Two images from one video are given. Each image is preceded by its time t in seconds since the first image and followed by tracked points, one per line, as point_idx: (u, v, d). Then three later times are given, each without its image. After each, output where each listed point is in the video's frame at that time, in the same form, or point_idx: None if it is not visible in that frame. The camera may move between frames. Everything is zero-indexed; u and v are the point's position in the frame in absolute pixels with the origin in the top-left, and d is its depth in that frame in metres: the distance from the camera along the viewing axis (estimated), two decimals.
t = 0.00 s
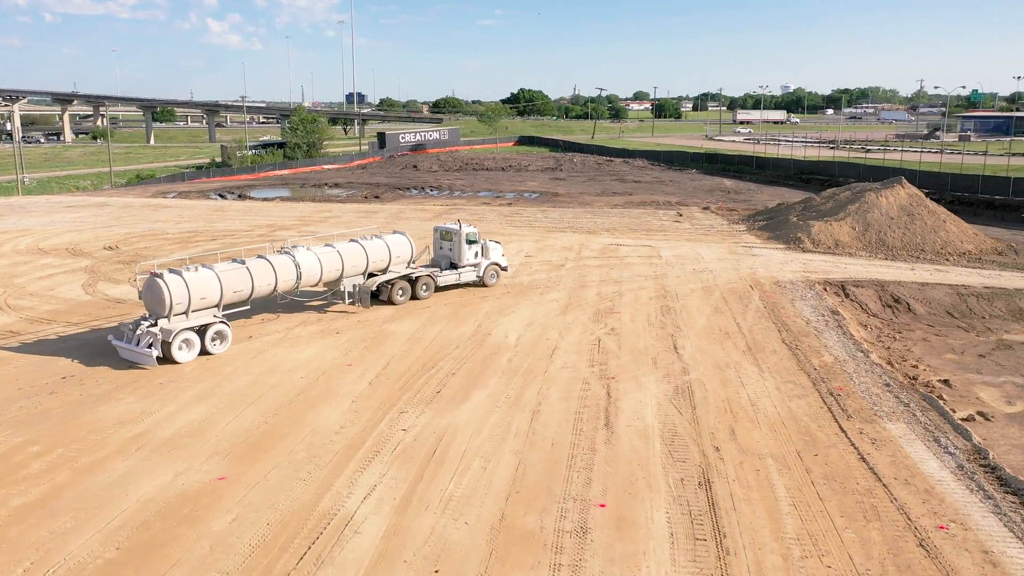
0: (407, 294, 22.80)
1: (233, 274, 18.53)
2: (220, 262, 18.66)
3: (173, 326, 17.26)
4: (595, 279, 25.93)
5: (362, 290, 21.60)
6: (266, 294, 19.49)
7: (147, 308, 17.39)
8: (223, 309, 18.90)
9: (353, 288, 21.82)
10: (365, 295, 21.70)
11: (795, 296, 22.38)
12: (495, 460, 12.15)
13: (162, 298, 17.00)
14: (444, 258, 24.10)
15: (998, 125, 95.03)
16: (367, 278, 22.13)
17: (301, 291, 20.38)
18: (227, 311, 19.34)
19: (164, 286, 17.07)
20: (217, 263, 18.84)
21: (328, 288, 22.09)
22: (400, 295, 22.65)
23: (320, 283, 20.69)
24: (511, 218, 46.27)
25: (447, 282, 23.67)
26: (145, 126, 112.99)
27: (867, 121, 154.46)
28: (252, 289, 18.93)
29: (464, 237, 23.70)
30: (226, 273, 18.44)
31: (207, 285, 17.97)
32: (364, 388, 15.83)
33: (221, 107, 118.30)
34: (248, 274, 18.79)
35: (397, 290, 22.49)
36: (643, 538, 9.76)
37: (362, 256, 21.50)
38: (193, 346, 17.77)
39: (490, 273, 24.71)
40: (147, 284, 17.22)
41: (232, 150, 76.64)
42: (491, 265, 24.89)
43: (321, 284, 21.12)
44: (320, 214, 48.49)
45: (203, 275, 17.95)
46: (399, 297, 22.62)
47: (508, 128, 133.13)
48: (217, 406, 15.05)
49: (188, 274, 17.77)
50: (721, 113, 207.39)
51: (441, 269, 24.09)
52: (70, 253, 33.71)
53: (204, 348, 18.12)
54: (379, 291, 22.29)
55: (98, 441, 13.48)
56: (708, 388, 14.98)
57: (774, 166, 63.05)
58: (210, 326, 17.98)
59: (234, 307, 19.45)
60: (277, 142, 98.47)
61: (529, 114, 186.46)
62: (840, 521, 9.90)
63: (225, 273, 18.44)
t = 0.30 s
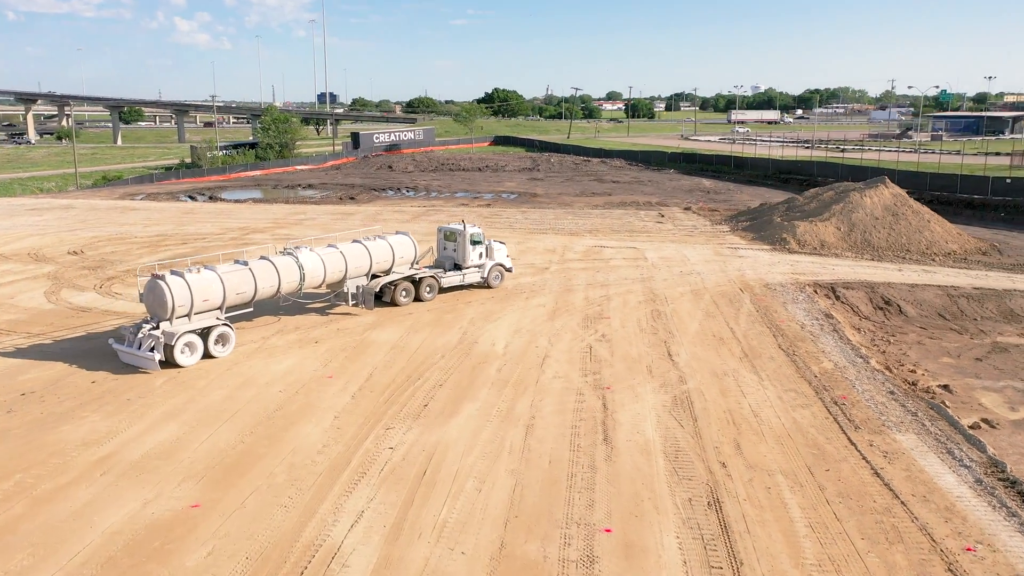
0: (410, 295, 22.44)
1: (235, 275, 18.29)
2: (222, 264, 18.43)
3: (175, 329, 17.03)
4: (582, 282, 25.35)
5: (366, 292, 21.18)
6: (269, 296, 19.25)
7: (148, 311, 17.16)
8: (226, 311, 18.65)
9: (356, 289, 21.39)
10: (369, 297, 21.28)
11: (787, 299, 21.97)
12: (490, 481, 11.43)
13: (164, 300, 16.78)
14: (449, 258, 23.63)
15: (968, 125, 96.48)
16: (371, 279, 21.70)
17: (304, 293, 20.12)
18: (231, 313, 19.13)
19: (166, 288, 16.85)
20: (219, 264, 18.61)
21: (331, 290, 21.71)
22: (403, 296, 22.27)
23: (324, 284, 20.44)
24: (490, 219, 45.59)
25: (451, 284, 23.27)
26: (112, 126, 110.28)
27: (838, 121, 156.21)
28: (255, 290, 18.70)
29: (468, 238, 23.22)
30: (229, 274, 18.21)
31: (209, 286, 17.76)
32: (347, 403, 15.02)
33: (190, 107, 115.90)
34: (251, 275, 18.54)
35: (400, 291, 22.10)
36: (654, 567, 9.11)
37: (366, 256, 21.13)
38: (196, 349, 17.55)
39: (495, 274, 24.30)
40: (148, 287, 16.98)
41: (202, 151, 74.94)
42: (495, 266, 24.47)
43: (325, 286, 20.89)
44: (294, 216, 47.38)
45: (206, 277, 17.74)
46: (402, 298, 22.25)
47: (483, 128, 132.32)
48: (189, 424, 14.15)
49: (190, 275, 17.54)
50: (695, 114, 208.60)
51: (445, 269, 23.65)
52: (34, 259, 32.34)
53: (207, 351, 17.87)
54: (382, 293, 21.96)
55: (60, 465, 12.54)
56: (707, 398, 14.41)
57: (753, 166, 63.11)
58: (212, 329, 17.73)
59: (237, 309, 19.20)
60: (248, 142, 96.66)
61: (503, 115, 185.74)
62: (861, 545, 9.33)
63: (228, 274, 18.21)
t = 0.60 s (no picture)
0: (413, 298, 22.17)
1: (238, 278, 17.87)
2: (225, 266, 18.04)
3: (176, 333, 16.72)
4: (568, 286, 24.78)
5: (368, 294, 20.84)
6: (272, 299, 18.80)
7: (149, 315, 16.83)
8: (229, 314, 18.24)
9: (358, 291, 21.08)
10: (371, 299, 20.93)
11: (777, 302, 21.58)
12: (484, 504, 10.74)
13: (164, 303, 16.44)
14: (452, 260, 23.41)
15: (939, 125, 97.82)
16: (374, 281, 21.37)
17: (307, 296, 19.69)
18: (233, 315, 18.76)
19: (167, 291, 16.46)
20: (221, 266, 18.19)
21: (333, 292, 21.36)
22: (406, 298, 21.99)
23: (327, 286, 20.03)
24: (469, 221, 44.84)
25: (454, 285, 23.04)
26: (76, 127, 107.36)
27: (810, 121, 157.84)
28: (258, 293, 18.27)
29: (472, 239, 23.02)
30: (232, 276, 17.78)
31: (211, 289, 17.34)
32: (328, 419, 14.23)
33: (158, 108, 113.37)
34: (254, 278, 18.13)
35: (403, 293, 21.83)
36: None
37: (368, 258, 20.82)
38: (198, 353, 17.25)
39: (498, 275, 24.09)
40: (149, 290, 16.63)
41: (171, 151, 73.14)
42: (499, 267, 24.28)
43: (328, 288, 20.48)
44: (267, 218, 46.20)
45: (208, 279, 17.33)
46: (405, 300, 21.96)
47: (458, 128, 131.36)
48: (160, 446, 13.26)
49: (192, 277, 17.18)
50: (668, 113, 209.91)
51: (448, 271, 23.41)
52: None
53: (209, 355, 17.57)
54: (385, 295, 21.64)
55: (16, 493, 11.61)
56: (706, 409, 13.86)
57: (730, 167, 63.14)
58: (213, 333, 17.37)
59: (240, 312, 18.78)
60: (218, 142, 94.73)
61: (477, 115, 184.73)
62: (885, 571, 8.79)
63: (231, 276, 17.79)
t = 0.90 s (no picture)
0: (414, 300, 21.90)
1: (238, 280, 17.57)
2: (225, 268, 17.76)
3: (176, 337, 16.42)
4: (552, 291, 24.18)
5: (370, 296, 20.76)
6: (273, 302, 18.55)
7: (148, 318, 16.52)
8: (229, 318, 17.95)
9: (360, 293, 21.03)
10: (373, 301, 20.91)
11: (766, 305, 21.20)
12: (478, 531, 10.07)
13: (164, 307, 16.13)
14: (453, 261, 23.18)
15: (909, 124, 99.01)
16: (375, 282, 21.29)
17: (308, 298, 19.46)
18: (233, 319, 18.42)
19: (167, 295, 16.16)
20: (221, 269, 17.89)
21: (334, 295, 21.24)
22: (407, 300, 21.76)
23: (329, 289, 19.84)
24: (446, 223, 44.07)
25: (455, 287, 22.81)
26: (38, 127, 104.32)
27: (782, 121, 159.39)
28: (259, 296, 18.00)
29: (473, 240, 22.85)
30: (232, 280, 17.50)
31: (211, 292, 17.03)
32: (308, 438, 13.44)
33: (124, 108, 110.67)
34: (255, 280, 17.86)
35: (404, 296, 21.61)
36: None
37: (370, 260, 20.67)
38: (199, 358, 16.90)
39: (501, 277, 23.85)
40: (149, 293, 16.34)
41: (138, 152, 71.18)
42: (501, 268, 24.04)
43: (330, 291, 20.30)
44: (238, 221, 44.99)
45: (208, 283, 17.03)
46: (406, 303, 21.72)
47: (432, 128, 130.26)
48: (127, 470, 12.41)
49: (192, 280, 16.87)
50: (641, 113, 210.59)
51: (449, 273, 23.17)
52: None
53: (210, 360, 17.23)
54: (385, 297, 21.33)
55: None
56: (704, 420, 13.31)
57: (707, 166, 63.14)
58: (214, 337, 17.07)
59: (241, 316, 18.51)
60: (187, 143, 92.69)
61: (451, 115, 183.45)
62: None
63: (231, 279, 17.51)
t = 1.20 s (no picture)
0: (411, 303, 21.65)
1: (234, 284, 17.27)
2: (220, 272, 17.45)
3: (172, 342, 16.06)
4: (530, 296, 23.61)
5: (367, 299, 20.44)
6: (269, 305, 18.28)
7: (143, 323, 16.15)
8: (224, 323, 17.65)
9: (358, 296, 20.69)
10: (370, 304, 20.56)
11: (750, 309, 20.87)
12: (468, 563, 9.41)
13: (160, 312, 15.77)
14: (451, 263, 22.80)
15: (874, 125, 100.63)
16: (372, 285, 20.92)
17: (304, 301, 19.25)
18: (228, 322, 18.14)
19: (163, 299, 15.83)
20: (216, 272, 17.55)
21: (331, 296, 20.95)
22: (404, 303, 21.47)
23: (325, 291, 19.56)
24: (419, 226, 43.24)
25: (454, 289, 22.48)
26: None
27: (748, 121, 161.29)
28: (255, 299, 17.72)
29: (472, 241, 22.48)
30: (228, 283, 17.20)
31: (207, 296, 16.71)
32: (281, 460, 12.65)
33: (82, 108, 107.54)
34: (251, 284, 17.58)
35: (401, 298, 21.30)
36: None
37: (367, 262, 20.32)
38: (194, 364, 16.59)
39: (498, 279, 23.60)
40: (143, 297, 15.98)
41: (97, 153, 69.01)
42: (499, 270, 23.78)
43: (326, 294, 20.00)
44: (204, 225, 43.68)
45: (204, 287, 16.71)
46: (403, 306, 21.42)
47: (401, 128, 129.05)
48: (85, 499, 11.51)
49: (187, 284, 16.55)
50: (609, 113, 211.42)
51: (447, 275, 22.83)
52: None
53: (206, 366, 16.92)
54: (382, 300, 21.00)
55: None
56: (698, 433, 12.79)
57: (679, 167, 63.19)
58: (210, 342, 16.77)
59: (235, 320, 18.20)
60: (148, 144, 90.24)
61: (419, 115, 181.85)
62: None
63: (227, 283, 17.22)
